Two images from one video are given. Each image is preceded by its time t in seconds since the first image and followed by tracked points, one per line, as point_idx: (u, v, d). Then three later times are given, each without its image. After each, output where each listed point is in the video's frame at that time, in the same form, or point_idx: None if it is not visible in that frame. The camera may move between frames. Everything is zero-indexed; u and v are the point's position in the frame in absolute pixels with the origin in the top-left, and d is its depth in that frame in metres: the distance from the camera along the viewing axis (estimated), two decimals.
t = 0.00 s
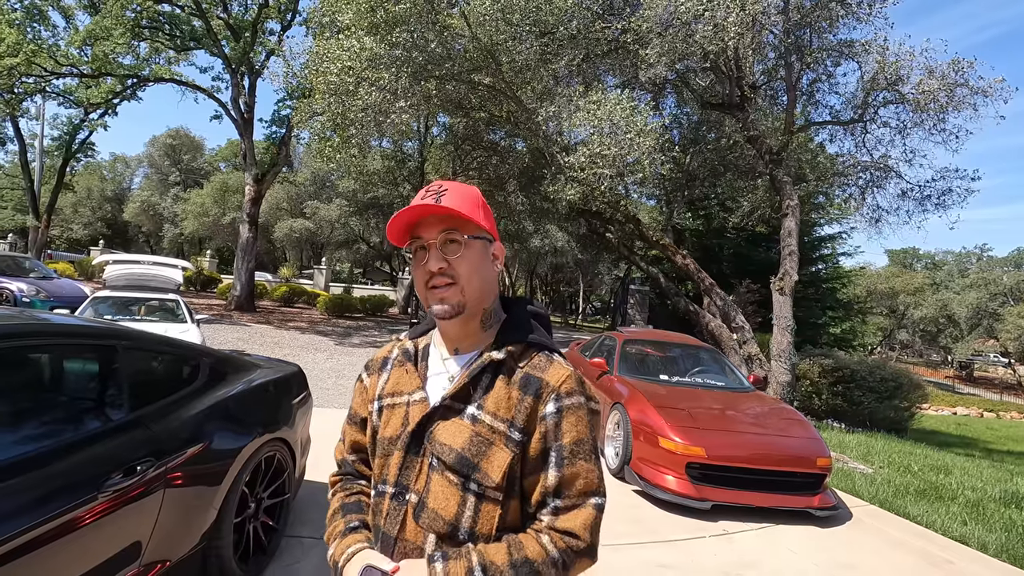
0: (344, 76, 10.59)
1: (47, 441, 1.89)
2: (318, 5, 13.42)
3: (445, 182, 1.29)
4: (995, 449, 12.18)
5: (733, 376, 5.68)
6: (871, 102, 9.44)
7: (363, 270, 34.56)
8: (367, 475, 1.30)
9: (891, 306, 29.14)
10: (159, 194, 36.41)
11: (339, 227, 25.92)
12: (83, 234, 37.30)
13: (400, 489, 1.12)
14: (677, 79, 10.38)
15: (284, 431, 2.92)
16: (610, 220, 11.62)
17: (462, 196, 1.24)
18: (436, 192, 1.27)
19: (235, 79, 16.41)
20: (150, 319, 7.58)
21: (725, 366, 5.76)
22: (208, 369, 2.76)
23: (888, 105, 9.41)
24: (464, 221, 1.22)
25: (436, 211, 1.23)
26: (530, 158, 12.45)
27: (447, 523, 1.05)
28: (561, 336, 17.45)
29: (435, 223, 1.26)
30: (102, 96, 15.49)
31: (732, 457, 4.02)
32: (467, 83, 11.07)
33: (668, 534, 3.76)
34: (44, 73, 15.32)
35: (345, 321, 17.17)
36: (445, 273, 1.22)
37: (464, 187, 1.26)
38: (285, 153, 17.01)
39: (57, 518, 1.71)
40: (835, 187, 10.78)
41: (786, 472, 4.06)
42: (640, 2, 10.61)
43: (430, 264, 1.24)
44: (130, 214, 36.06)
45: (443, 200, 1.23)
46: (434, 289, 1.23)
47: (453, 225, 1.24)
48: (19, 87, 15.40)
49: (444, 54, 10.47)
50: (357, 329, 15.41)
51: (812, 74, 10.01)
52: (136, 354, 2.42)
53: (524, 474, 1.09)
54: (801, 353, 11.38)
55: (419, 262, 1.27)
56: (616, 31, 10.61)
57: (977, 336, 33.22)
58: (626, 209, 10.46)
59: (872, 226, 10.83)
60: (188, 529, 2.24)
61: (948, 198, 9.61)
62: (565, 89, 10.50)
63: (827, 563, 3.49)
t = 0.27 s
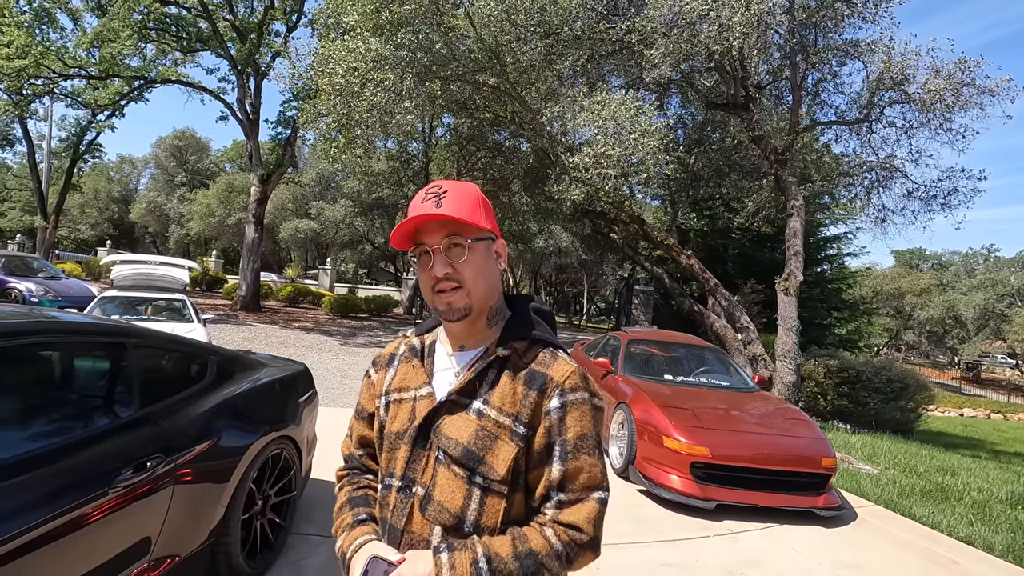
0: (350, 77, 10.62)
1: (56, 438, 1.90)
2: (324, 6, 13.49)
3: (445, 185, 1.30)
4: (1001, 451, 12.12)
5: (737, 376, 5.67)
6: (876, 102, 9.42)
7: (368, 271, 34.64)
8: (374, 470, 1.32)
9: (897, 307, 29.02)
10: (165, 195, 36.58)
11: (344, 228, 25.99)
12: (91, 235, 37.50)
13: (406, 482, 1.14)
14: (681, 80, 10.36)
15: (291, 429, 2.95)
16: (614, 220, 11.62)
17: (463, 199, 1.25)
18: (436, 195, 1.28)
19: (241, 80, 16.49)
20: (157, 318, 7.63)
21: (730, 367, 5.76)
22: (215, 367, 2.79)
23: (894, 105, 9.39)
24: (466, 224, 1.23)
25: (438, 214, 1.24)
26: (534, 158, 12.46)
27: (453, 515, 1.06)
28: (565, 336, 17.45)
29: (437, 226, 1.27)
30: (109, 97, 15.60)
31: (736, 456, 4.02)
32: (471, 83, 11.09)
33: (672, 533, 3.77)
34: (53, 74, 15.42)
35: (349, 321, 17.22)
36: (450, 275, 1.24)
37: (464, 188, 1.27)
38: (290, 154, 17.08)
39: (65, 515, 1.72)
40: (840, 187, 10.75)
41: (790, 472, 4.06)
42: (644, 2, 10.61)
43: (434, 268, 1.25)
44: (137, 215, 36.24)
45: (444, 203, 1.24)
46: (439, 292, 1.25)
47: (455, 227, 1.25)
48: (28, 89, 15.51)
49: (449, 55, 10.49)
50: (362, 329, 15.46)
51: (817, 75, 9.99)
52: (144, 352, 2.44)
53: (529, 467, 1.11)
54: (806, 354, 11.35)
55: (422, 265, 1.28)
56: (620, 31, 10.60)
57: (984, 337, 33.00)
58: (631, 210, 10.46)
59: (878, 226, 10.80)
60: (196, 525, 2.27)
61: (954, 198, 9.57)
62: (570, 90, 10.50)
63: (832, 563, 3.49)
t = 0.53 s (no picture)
0: (355, 78, 10.65)
1: (68, 435, 1.92)
2: (328, 7, 13.52)
3: (461, 183, 1.32)
4: (1007, 452, 12.06)
5: (742, 377, 5.67)
6: (881, 103, 9.41)
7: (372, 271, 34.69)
8: (387, 466, 1.34)
9: (902, 308, 28.91)
10: (170, 195, 36.70)
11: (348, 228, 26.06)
12: (96, 235, 37.62)
13: (420, 477, 1.16)
14: (685, 80, 10.35)
15: (300, 427, 2.97)
16: (618, 220, 11.62)
17: (478, 198, 1.27)
18: (452, 193, 1.30)
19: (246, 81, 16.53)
20: (163, 318, 7.67)
21: (734, 367, 5.76)
22: (224, 366, 2.82)
23: (899, 105, 9.36)
24: (481, 222, 1.26)
25: (453, 212, 1.26)
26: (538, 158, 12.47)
27: (467, 509, 1.08)
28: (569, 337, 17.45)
29: (453, 224, 1.29)
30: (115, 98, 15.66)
31: (741, 456, 4.03)
32: (476, 84, 11.11)
33: (677, 532, 3.78)
34: (60, 75, 15.47)
35: (353, 321, 17.26)
36: (464, 272, 1.26)
37: (480, 188, 1.30)
38: (295, 155, 17.13)
39: (78, 511, 1.73)
40: (845, 187, 10.73)
41: (795, 471, 4.07)
42: (648, 3, 10.60)
43: (449, 265, 1.28)
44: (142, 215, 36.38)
45: (460, 201, 1.26)
46: (452, 288, 1.27)
47: (469, 225, 1.27)
48: (35, 90, 15.58)
49: (454, 55, 10.51)
50: (366, 329, 15.48)
51: (822, 75, 9.98)
52: (155, 350, 2.47)
53: (539, 462, 1.12)
54: (810, 354, 11.33)
55: (437, 262, 1.31)
56: (625, 31, 10.59)
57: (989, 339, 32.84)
58: (635, 210, 10.45)
59: (882, 226, 10.78)
60: (208, 522, 2.29)
61: (960, 198, 9.54)
62: (574, 91, 10.50)
63: (836, 563, 3.50)
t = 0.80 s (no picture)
0: (360, 78, 10.66)
1: (77, 432, 1.93)
2: (334, 8, 13.54)
3: (476, 182, 1.34)
4: (1013, 454, 12.01)
5: (746, 377, 5.66)
6: (887, 103, 9.37)
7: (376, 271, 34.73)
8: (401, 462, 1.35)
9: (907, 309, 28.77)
10: (176, 195, 36.83)
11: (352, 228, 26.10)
12: (102, 235, 37.80)
13: (432, 471, 1.17)
14: (690, 80, 10.33)
15: (307, 425, 2.99)
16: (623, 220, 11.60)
17: (492, 195, 1.29)
18: (467, 191, 1.32)
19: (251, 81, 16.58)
20: (169, 317, 7.71)
21: (739, 367, 5.75)
22: (233, 365, 2.84)
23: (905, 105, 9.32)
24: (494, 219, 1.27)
25: (467, 208, 1.27)
26: (543, 158, 12.47)
27: (477, 502, 1.09)
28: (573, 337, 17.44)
29: (467, 220, 1.30)
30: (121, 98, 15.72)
31: (747, 455, 4.03)
32: (481, 84, 11.11)
33: (681, 531, 3.78)
34: (67, 76, 15.52)
35: (358, 321, 17.29)
36: (477, 268, 1.27)
37: (495, 186, 1.31)
38: (300, 155, 17.17)
39: (86, 508, 1.74)
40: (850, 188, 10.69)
41: (799, 471, 4.07)
42: (653, 3, 10.57)
43: (462, 259, 1.29)
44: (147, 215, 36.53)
45: (475, 197, 1.28)
46: (465, 283, 1.28)
47: (483, 222, 1.29)
48: (42, 90, 15.65)
49: (459, 55, 10.52)
50: (370, 329, 15.50)
51: (827, 75, 9.95)
52: (165, 348, 2.49)
53: (546, 457, 1.14)
54: (815, 355, 11.30)
55: (451, 257, 1.32)
56: (630, 32, 10.57)
57: (995, 340, 32.65)
58: (640, 210, 10.44)
59: (888, 227, 10.74)
60: (217, 518, 2.31)
61: (966, 199, 9.50)
62: (579, 91, 10.49)
63: (841, 563, 3.49)
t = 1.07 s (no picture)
0: (364, 78, 10.68)
1: (83, 432, 1.94)
2: (338, 8, 13.56)
3: (465, 189, 1.31)
4: (1018, 456, 11.97)
5: (750, 378, 5.65)
6: (891, 102, 9.32)
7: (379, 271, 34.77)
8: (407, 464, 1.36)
9: (911, 309, 28.68)
10: (180, 195, 36.94)
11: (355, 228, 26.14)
12: (106, 234, 37.93)
13: (437, 475, 1.17)
14: (693, 80, 10.31)
15: (311, 425, 2.99)
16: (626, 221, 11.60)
17: (477, 203, 1.26)
18: (455, 200, 1.31)
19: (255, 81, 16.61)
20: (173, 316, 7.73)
21: (743, 368, 5.74)
22: (238, 365, 2.84)
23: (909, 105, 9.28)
24: (474, 230, 1.24)
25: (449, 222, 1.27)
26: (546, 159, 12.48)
27: (482, 509, 1.09)
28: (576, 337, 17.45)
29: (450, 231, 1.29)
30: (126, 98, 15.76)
31: (750, 457, 4.01)
32: (484, 84, 11.14)
33: (684, 532, 3.78)
34: (72, 76, 15.55)
35: (361, 321, 17.31)
36: (460, 280, 1.26)
37: (483, 192, 1.28)
38: (303, 155, 17.20)
39: (93, 508, 1.75)
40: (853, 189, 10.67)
41: (804, 473, 4.05)
42: (657, 3, 10.56)
43: (445, 273, 1.29)
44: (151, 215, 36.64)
45: (457, 210, 1.27)
46: (452, 293, 1.28)
47: (465, 234, 1.27)
48: (47, 90, 15.70)
49: (462, 56, 10.55)
50: (373, 329, 15.53)
51: (832, 74, 9.91)
52: (169, 348, 2.49)
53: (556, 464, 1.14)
54: (819, 356, 11.28)
55: (440, 267, 1.32)
56: (633, 32, 10.54)
57: (1000, 341, 32.52)
58: (643, 210, 10.43)
59: (892, 227, 10.71)
60: (222, 518, 2.32)
61: (971, 199, 9.47)
62: (582, 91, 10.47)
63: (845, 564, 3.49)
